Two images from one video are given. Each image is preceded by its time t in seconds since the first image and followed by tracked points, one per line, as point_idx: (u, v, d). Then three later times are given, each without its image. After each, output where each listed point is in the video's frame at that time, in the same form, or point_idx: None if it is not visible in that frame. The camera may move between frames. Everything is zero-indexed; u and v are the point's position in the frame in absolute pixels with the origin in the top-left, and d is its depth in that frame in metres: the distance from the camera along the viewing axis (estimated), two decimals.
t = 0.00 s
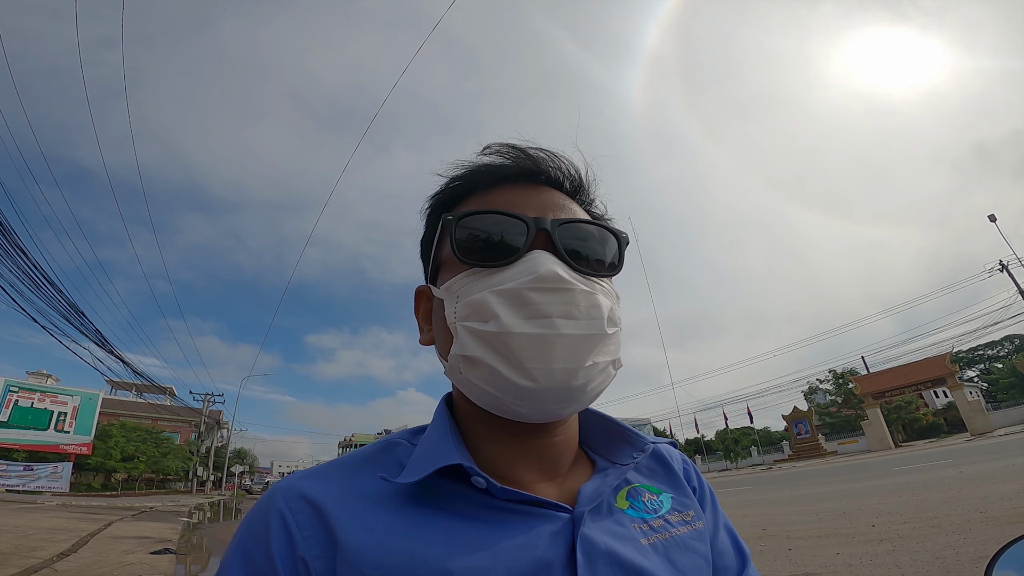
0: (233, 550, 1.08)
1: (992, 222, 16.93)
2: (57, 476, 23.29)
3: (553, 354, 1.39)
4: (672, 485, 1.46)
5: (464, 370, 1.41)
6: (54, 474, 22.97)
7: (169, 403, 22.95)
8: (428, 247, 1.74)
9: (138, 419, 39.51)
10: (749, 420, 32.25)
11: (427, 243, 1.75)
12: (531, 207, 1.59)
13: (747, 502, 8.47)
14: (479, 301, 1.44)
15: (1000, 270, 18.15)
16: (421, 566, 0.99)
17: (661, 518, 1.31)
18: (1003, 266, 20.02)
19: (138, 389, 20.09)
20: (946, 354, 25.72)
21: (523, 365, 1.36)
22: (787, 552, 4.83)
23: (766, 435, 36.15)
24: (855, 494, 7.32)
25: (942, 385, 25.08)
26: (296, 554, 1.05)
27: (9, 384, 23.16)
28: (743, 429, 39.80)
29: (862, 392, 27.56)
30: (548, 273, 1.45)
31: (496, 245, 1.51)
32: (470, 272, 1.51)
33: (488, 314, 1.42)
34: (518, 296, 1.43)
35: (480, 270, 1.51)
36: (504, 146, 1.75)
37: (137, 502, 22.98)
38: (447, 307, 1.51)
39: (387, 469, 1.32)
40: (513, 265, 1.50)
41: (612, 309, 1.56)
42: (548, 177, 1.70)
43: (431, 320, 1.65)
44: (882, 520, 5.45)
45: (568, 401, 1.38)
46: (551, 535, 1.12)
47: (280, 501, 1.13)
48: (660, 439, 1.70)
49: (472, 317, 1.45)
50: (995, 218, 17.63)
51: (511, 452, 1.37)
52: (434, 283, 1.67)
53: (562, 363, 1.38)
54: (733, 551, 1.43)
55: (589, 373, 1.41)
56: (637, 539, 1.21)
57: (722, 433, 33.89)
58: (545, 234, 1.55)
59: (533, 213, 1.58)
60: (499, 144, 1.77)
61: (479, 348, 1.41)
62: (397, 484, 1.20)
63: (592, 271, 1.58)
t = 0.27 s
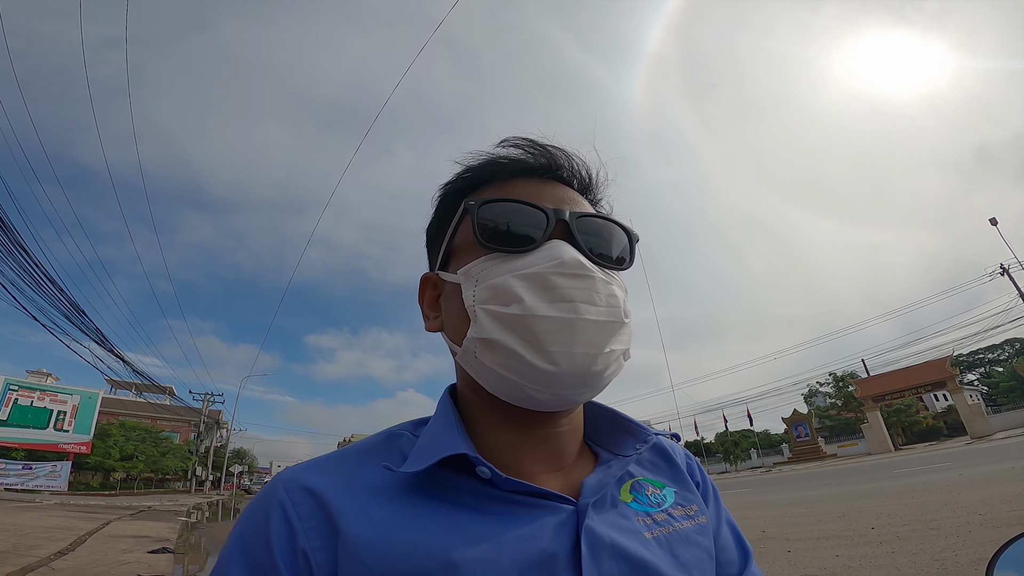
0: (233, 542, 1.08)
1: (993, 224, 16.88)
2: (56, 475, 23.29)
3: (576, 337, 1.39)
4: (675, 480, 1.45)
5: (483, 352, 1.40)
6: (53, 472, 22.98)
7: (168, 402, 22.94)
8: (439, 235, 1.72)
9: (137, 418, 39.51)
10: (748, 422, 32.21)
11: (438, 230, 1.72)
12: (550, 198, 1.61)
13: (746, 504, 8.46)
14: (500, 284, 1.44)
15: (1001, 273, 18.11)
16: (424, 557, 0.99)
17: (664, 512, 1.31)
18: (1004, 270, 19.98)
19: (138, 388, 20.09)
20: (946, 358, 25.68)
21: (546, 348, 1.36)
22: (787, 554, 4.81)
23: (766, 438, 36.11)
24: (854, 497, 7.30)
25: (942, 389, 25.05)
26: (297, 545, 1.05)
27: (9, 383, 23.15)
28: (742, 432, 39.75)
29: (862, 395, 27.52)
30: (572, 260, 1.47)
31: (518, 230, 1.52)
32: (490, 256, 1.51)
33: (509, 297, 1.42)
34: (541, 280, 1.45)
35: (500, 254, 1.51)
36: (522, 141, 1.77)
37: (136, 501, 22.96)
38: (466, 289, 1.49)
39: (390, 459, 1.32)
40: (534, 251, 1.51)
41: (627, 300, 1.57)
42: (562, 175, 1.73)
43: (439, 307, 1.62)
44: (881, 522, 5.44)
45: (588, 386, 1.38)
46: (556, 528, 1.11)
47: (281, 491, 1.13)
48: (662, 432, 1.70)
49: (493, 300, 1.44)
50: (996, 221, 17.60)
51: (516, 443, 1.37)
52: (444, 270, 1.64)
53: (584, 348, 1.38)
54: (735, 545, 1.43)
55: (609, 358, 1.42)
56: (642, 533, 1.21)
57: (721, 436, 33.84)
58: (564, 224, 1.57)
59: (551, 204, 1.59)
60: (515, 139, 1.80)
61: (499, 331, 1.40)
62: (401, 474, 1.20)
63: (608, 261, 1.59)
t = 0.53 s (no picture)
0: (219, 539, 1.08)
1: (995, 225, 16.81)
2: (56, 476, 23.30)
3: (569, 335, 1.39)
4: (669, 481, 1.45)
5: (475, 350, 1.39)
6: (53, 473, 22.99)
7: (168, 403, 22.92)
8: (433, 231, 1.71)
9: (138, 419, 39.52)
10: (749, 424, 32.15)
11: (433, 226, 1.72)
12: (545, 195, 1.61)
13: (746, 506, 8.44)
14: (494, 282, 1.44)
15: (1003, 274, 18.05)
16: (410, 557, 0.99)
17: (657, 513, 1.31)
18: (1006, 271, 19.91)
19: (139, 389, 20.09)
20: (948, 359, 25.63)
21: (539, 346, 1.36)
22: (787, 555, 4.80)
23: (766, 439, 36.07)
24: (855, 498, 7.28)
25: (944, 390, 24.98)
26: (284, 543, 1.04)
27: (10, 383, 23.15)
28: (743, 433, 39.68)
29: (863, 396, 27.47)
30: (565, 258, 1.47)
31: (512, 227, 1.52)
32: (483, 253, 1.51)
33: (503, 295, 1.42)
34: (535, 277, 1.45)
35: (493, 250, 1.51)
36: (518, 138, 1.77)
37: (136, 501, 22.96)
38: (459, 287, 1.49)
39: (380, 457, 1.32)
40: (527, 249, 1.51)
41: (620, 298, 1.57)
42: (556, 171, 1.73)
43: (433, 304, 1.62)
44: (882, 523, 5.42)
45: (580, 386, 1.37)
46: (547, 528, 1.12)
47: (268, 489, 1.12)
48: (657, 433, 1.69)
49: (486, 298, 1.45)
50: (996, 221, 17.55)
51: (508, 442, 1.36)
52: (437, 266, 1.63)
53: (578, 347, 1.38)
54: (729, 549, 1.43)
55: (602, 357, 1.42)
56: (633, 535, 1.20)
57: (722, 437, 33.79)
58: (558, 221, 1.56)
59: (546, 200, 1.59)
60: (510, 134, 1.79)
61: (492, 329, 1.40)
62: (390, 473, 1.19)
63: (602, 259, 1.59)
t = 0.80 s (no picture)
0: (222, 539, 1.08)
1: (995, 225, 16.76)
2: (56, 476, 23.29)
3: (532, 341, 1.38)
4: (670, 484, 1.45)
5: (448, 361, 1.42)
6: (53, 473, 22.97)
7: (168, 404, 22.89)
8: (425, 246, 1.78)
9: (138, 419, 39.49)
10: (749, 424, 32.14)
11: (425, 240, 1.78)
12: (515, 197, 1.59)
13: (746, 506, 8.43)
14: (459, 293, 1.45)
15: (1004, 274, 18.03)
16: (410, 560, 0.99)
17: (658, 517, 1.30)
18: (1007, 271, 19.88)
19: (139, 390, 20.07)
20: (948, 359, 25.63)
21: (499, 355, 1.36)
22: (787, 555, 4.80)
23: (766, 439, 36.07)
24: (855, 498, 7.28)
25: (944, 390, 24.98)
26: (286, 546, 1.04)
27: (10, 384, 23.11)
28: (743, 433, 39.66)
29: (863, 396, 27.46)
30: (525, 261, 1.45)
31: (478, 236, 1.52)
32: (454, 264, 1.54)
33: (468, 304, 1.43)
34: (497, 285, 1.44)
35: (464, 261, 1.53)
36: (492, 141, 1.76)
37: (136, 502, 22.95)
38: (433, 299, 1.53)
39: (381, 460, 1.32)
40: (494, 255, 1.51)
41: (597, 296, 1.54)
42: (533, 167, 1.69)
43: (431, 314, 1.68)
44: (883, 523, 5.42)
45: (548, 391, 1.36)
46: (549, 532, 1.11)
47: (270, 491, 1.12)
48: (659, 435, 1.69)
49: (455, 309, 1.46)
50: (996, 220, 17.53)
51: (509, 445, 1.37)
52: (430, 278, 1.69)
53: (541, 353, 1.36)
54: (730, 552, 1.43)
55: (569, 361, 1.39)
56: (635, 537, 1.21)
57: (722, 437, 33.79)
58: (527, 222, 1.55)
59: (515, 203, 1.57)
60: (487, 137, 1.79)
61: (461, 339, 1.42)
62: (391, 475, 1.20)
63: (578, 257, 1.57)
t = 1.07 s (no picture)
0: (223, 540, 1.08)
1: (993, 224, 16.74)
2: (55, 477, 23.26)
3: (535, 340, 1.38)
4: (671, 484, 1.45)
5: (449, 361, 1.42)
6: (52, 474, 22.95)
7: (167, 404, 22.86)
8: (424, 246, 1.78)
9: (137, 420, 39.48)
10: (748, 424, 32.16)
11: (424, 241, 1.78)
12: (516, 197, 1.59)
13: (746, 506, 8.44)
14: (460, 293, 1.45)
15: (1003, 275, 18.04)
16: (412, 562, 0.99)
17: (659, 518, 1.30)
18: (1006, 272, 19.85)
19: (138, 390, 20.07)
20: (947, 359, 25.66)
21: (502, 355, 1.36)
22: (787, 556, 4.80)
23: (766, 439, 36.10)
24: (855, 499, 7.28)
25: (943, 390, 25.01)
26: (287, 548, 1.04)
27: (9, 384, 23.09)
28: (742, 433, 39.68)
29: (862, 397, 27.47)
30: (528, 261, 1.45)
31: (479, 236, 1.52)
32: (455, 264, 1.53)
33: (470, 304, 1.43)
34: (499, 284, 1.44)
35: (465, 261, 1.53)
36: (492, 142, 1.77)
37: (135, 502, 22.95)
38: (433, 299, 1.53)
39: (382, 462, 1.32)
40: (495, 256, 1.51)
41: (598, 296, 1.54)
42: (534, 168, 1.69)
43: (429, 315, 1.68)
44: (882, 524, 5.42)
45: (550, 391, 1.36)
46: (548, 533, 1.11)
47: (271, 493, 1.12)
48: (659, 435, 1.69)
49: (456, 309, 1.46)
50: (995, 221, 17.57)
51: (508, 447, 1.37)
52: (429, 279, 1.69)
53: (543, 352, 1.37)
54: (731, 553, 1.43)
55: (571, 360, 1.39)
56: (635, 539, 1.20)
57: (721, 437, 33.80)
58: (529, 223, 1.55)
59: (517, 203, 1.58)
60: (487, 137, 1.78)
61: (462, 339, 1.42)
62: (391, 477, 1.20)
63: (578, 256, 1.57)
